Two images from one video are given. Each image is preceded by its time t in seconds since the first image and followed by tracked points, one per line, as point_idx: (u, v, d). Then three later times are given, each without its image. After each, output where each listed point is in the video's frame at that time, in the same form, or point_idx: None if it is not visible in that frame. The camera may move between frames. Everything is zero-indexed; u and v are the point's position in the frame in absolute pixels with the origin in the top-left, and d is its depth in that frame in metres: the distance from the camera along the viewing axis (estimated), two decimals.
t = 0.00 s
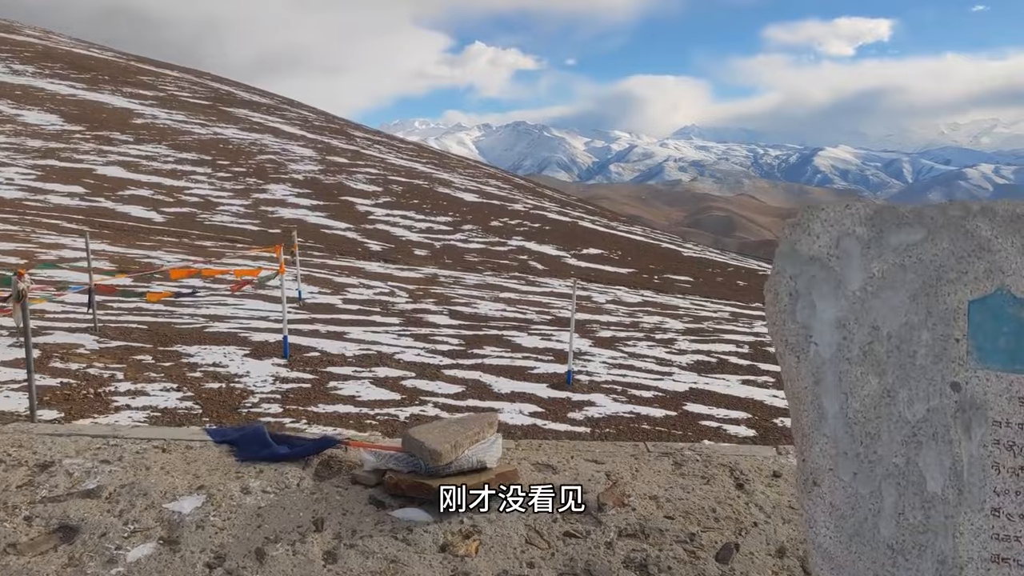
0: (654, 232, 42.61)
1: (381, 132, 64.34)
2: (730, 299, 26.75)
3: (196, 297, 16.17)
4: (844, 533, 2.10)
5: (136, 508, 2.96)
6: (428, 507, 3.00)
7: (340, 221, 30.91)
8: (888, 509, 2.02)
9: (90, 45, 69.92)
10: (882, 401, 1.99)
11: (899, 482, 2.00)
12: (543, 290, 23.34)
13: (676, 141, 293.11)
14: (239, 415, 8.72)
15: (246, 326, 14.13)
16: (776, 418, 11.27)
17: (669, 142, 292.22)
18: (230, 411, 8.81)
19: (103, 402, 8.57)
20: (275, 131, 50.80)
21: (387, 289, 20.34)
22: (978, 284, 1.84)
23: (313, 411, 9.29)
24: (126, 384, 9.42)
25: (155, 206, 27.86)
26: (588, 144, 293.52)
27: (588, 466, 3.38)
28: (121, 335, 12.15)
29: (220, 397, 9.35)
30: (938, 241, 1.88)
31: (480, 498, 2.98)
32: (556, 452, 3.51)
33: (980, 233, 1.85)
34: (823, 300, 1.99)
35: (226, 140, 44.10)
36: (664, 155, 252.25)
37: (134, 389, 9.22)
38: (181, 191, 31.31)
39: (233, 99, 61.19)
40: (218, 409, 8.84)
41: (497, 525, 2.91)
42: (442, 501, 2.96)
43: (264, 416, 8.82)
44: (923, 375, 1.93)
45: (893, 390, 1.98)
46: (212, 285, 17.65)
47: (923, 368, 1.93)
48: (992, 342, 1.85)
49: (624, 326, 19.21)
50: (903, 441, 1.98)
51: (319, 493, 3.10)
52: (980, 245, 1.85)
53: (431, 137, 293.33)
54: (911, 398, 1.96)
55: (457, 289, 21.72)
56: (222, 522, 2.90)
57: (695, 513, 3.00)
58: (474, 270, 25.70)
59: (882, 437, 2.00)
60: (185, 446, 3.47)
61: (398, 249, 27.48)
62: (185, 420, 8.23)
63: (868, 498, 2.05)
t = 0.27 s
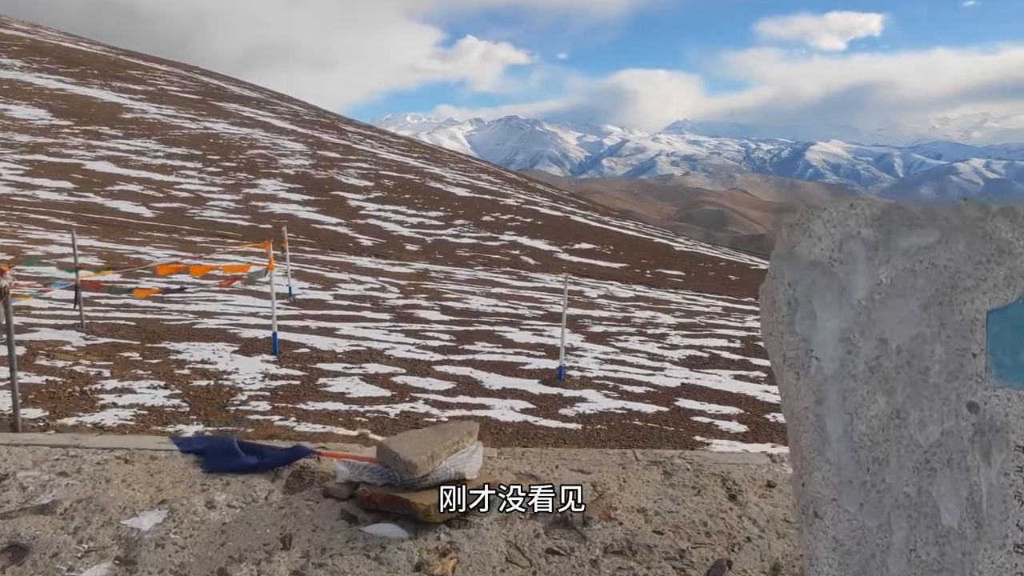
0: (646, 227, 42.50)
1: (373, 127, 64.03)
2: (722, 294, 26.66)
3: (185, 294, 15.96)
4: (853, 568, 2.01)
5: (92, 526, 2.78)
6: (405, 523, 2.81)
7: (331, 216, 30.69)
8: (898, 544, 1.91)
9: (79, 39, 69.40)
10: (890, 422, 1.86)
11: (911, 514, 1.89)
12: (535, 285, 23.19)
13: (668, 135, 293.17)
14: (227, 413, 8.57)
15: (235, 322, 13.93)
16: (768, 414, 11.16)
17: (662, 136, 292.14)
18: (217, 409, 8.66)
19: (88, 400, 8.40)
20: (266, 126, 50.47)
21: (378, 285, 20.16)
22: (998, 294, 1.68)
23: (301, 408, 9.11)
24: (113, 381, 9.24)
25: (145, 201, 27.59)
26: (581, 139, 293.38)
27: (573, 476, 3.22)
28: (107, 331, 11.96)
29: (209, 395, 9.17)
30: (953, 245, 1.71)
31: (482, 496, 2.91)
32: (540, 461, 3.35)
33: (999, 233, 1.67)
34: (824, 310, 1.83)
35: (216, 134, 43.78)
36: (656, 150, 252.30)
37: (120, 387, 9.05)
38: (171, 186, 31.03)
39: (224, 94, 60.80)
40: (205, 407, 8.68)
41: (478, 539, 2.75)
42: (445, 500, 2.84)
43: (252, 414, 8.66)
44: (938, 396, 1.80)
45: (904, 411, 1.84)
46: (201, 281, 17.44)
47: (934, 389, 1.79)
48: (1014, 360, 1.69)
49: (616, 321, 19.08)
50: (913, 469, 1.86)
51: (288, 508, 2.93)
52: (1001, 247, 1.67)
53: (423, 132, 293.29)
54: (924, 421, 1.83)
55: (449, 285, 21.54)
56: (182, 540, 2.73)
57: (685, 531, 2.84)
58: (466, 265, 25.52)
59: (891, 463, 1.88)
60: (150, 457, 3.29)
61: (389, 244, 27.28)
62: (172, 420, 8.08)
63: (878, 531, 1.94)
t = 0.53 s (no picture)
0: (637, 222, 42.44)
1: (362, 121, 63.69)
2: (713, 289, 26.60)
3: (173, 289, 15.76)
4: None
5: (53, 542, 2.63)
6: (386, 538, 2.68)
7: (321, 211, 30.48)
8: None
9: (66, 32, 68.77)
10: (909, 449, 1.75)
11: (933, 553, 1.73)
12: (526, 280, 23.06)
13: (659, 130, 293.26)
14: (214, 410, 8.42)
15: (223, 317, 13.75)
16: (759, 409, 11.09)
17: (652, 131, 292.15)
18: (204, 405, 8.51)
19: (74, 397, 8.24)
20: (255, 120, 50.13)
21: (368, 280, 19.99)
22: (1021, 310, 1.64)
23: (290, 404, 8.97)
24: (98, 378, 9.07)
25: (133, 195, 27.30)
26: (571, 133, 293.22)
27: (562, 487, 3.09)
28: (94, 327, 11.76)
29: (196, 392, 9.02)
30: (977, 254, 1.66)
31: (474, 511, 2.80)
32: (528, 470, 3.22)
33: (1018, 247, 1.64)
34: (836, 326, 1.75)
35: (205, 128, 43.42)
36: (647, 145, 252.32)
37: (106, 384, 8.88)
38: (160, 180, 30.74)
39: (213, 87, 60.37)
40: (192, 404, 8.53)
41: (462, 555, 2.62)
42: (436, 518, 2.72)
43: (240, 410, 8.51)
44: (958, 417, 1.70)
45: (924, 437, 1.74)
46: (190, 277, 17.25)
47: (954, 416, 1.70)
48: None
49: (607, 316, 18.97)
50: (934, 500, 1.73)
51: (262, 523, 2.79)
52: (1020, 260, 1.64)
53: (413, 127, 293.28)
54: (946, 448, 1.73)
55: (439, 280, 21.40)
56: (149, 557, 2.58)
57: (677, 545, 2.70)
58: (456, 260, 25.35)
59: (910, 493, 1.75)
60: (120, 467, 3.15)
61: (380, 239, 27.10)
62: (158, 417, 7.93)
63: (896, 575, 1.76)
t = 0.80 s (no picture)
0: (623, 220, 42.42)
1: (348, 119, 63.37)
2: (699, 287, 26.57)
3: (155, 288, 15.52)
4: None
5: (21, 561, 2.46)
6: (375, 556, 2.53)
7: (306, 209, 30.22)
8: None
9: (47, 29, 68.01)
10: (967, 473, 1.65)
11: None
12: (513, 279, 22.93)
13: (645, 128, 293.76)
14: (198, 410, 8.24)
15: (207, 316, 13.54)
16: (746, 408, 11.02)
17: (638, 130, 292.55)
18: (187, 406, 8.32)
19: (53, 397, 8.03)
20: (239, 117, 49.73)
21: (354, 278, 19.80)
22: None
23: (275, 405, 8.80)
24: (79, 378, 8.86)
25: (115, 193, 26.95)
26: (557, 132, 293.30)
27: (559, 498, 2.95)
28: (75, 326, 11.53)
29: (179, 392, 8.83)
30: None
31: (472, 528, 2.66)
32: (524, 481, 3.08)
33: None
34: (882, 337, 1.61)
35: (189, 125, 43.01)
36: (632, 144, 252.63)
37: (86, 384, 8.68)
38: (142, 178, 30.37)
39: (197, 85, 59.85)
40: (175, 404, 8.35)
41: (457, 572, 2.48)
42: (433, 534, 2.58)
43: (224, 411, 8.33)
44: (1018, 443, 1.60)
45: (982, 462, 1.64)
46: (173, 275, 17.00)
47: (1015, 439, 1.59)
48: None
49: (593, 315, 18.87)
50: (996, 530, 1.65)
51: (245, 539, 2.64)
52: None
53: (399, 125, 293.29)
54: (1007, 475, 1.63)
55: (425, 278, 21.24)
56: None
57: (681, 559, 2.58)
58: (442, 259, 25.18)
59: (968, 523, 1.66)
60: (93, 479, 2.98)
61: (365, 237, 26.89)
62: (140, 418, 7.75)
63: None
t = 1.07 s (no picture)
0: (607, 221, 42.36)
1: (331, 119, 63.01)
2: (683, 288, 26.53)
3: (135, 291, 15.23)
4: None
5: None
6: None
7: (288, 210, 29.91)
8: None
9: (24, 27, 67.13)
10: None
11: None
12: (497, 280, 22.77)
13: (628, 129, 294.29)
14: (180, 415, 8.02)
15: (188, 319, 13.28)
16: (734, 410, 10.92)
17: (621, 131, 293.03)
18: (169, 411, 8.10)
19: (30, 403, 7.79)
20: (221, 117, 49.27)
21: (338, 280, 19.56)
22: None
23: (259, 409, 8.58)
24: (57, 383, 8.61)
25: (93, 194, 26.53)
26: (541, 133, 293.36)
27: (573, 518, 2.80)
28: (53, 329, 11.25)
29: (160, 397, 8.61)
30: None
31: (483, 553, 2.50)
32: (533, 500, 2.93)
33: None
34: (989, 362, 1.57)
35: (169, 126, 42.53)
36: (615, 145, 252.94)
37: (64, 389, 8.43)
38: (122, 178, 29.94)
39: (177, 84, 59.28)
40: (157, 409, 8.13)
41: None
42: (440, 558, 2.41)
43: (207, 415, 8.12)
44: None
45: None
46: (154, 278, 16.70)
47: None
48: None
49: (579, 316, 18.75)
50: None
51: (241, 566, 2.46)
52: None
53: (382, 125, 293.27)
54: None
55: (410, 280, 21.04)
56: None
57: None
58: (427, 260, 25.00)
59: None
60: (75, 501, 2.80)
61: (349, 238, 26.64)
62: (120, 423, 7.53)
63: None
